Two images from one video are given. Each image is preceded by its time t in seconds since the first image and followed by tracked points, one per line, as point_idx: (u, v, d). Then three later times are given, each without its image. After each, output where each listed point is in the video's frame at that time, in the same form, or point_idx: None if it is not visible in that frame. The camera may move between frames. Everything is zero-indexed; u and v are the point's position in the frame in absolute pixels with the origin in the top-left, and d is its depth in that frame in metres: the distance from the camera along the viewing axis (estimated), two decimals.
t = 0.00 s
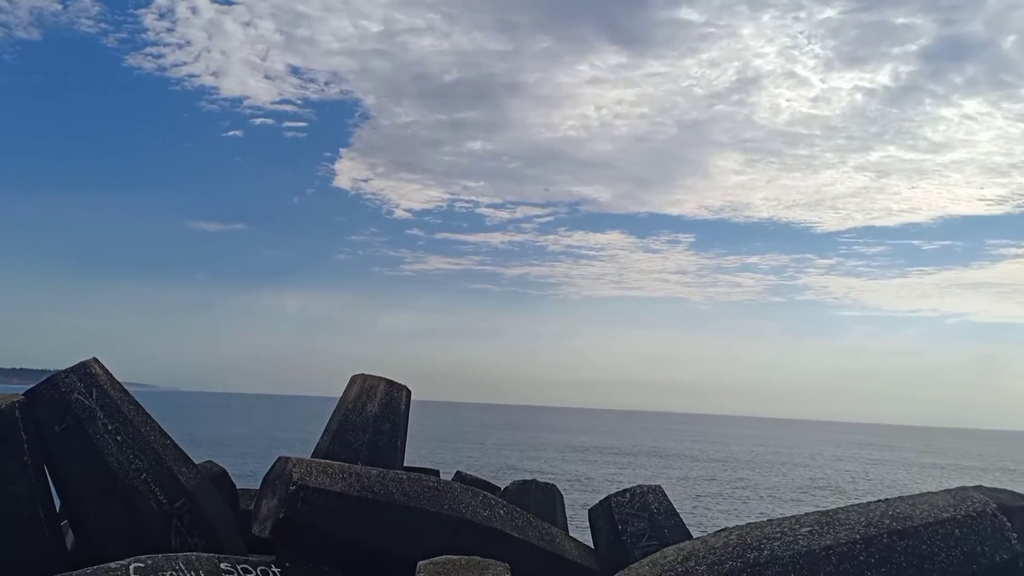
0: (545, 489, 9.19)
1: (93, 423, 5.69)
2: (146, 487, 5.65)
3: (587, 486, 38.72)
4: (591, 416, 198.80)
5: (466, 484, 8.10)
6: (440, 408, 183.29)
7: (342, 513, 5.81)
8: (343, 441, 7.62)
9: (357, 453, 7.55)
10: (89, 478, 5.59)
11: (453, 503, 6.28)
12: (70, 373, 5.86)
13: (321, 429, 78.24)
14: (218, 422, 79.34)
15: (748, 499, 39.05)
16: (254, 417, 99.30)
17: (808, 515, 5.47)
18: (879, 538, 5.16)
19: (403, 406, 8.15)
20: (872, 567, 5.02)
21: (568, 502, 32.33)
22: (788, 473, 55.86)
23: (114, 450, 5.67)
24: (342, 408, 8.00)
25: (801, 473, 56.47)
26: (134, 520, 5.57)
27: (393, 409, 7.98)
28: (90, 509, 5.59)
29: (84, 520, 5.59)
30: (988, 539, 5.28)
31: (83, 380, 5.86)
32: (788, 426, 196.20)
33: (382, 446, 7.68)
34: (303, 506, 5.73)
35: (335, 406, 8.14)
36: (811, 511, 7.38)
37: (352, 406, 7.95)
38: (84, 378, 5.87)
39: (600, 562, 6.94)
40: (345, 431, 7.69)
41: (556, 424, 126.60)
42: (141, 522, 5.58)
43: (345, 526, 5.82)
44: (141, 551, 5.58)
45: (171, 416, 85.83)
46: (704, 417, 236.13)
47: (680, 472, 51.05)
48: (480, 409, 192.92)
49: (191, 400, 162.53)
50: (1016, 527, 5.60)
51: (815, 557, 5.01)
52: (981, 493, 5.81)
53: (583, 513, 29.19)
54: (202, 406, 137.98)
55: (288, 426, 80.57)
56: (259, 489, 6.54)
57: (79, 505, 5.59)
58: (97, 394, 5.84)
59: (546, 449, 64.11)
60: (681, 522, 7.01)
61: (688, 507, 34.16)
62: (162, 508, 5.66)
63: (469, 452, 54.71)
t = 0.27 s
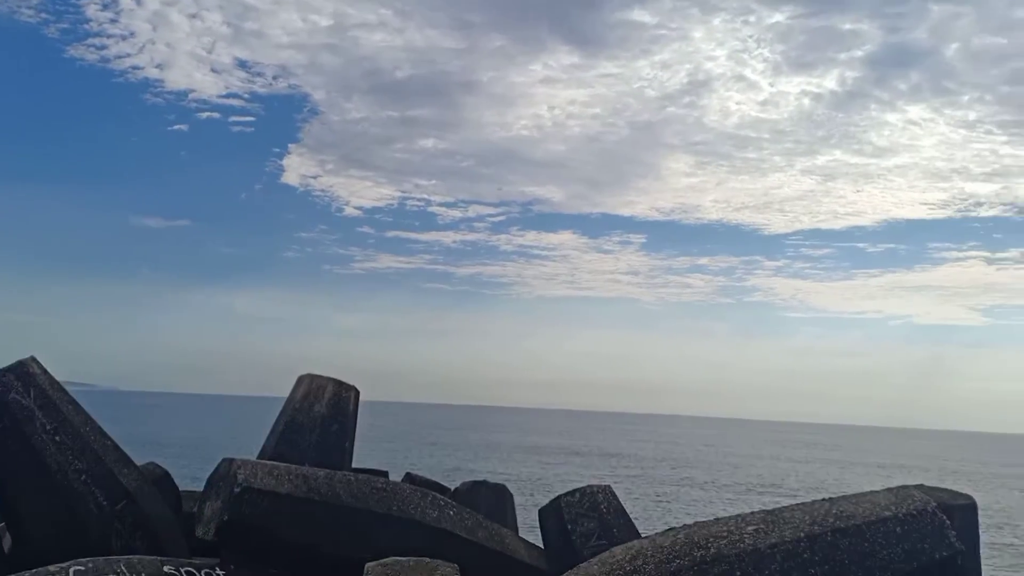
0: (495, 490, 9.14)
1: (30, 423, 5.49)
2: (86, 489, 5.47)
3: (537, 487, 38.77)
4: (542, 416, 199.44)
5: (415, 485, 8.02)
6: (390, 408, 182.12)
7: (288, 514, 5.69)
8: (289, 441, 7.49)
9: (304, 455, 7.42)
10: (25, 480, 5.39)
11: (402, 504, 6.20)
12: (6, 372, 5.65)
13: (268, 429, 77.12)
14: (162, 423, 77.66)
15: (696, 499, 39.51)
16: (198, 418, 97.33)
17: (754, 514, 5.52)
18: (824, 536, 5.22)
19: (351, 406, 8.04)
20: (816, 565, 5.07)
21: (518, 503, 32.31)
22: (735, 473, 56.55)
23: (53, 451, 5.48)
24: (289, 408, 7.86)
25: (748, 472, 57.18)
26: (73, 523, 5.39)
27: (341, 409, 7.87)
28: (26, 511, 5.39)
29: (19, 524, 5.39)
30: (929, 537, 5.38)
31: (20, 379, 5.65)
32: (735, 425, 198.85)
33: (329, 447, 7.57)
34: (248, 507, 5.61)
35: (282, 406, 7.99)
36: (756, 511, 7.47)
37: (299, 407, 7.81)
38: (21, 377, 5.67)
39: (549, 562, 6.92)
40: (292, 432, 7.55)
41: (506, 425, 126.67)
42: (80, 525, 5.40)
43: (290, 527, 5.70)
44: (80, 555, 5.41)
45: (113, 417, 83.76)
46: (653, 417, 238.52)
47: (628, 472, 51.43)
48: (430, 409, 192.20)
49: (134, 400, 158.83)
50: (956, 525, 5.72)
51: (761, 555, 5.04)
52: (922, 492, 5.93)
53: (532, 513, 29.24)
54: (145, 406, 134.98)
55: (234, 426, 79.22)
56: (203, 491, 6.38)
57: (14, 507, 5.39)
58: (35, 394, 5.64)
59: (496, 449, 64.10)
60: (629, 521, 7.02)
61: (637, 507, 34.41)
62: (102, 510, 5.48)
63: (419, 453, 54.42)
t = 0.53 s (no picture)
0: (456, 489, 9.18)
1: None
2: (39, 490, 5.42)
3: (499, 486, 38.79)
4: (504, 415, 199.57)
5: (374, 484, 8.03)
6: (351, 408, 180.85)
7: (245, 514, 5.69)
8: (248, 441, 7.47)
9: (263, 455, 7.41)
10: None
11: (361, 504, 6.23)
12: None
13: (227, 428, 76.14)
14: (118, 422, 76.25)
15: (656, 496, 39.88)
16: (152, 417, 95.62)
17: (710, 511, 5.65)
18: (777, 532, 5.36)
19: (311, 406, 8.02)
20: (770, 561, 5.21)
21: (480, 502, 32.32)
22: (692, 470, 57.09)
23: (5, 452, 5.41)
24: (248, 408, 7.83)
25: (706, 471, 57.84)
26: (26, 524, 5.34)
27: (300, 408, 7.85)
28: None
29: None
30: (878, 532, 5.55)
31: None
32: (694, 424, 200.65)
33: (289, 446, 7.56)
34: (206, 508, 5.60)
35: (241, 405, 7.95)
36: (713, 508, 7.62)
37: (258, 406, 7.78)
38: None
39: (509, 561, 6.99)
40: (251, 432, 7.53)
41: (467, 423, 126.54)
42: (32, 526, 5.35)
43: (248, 527, 5.70)
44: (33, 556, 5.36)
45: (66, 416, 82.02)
46: (614, 416, 239.99)
47: (589, 471, 51.70)
48: (391, 408, 191.22)
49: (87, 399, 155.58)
50: (905, 520, 5.90)
51: (716, 551, 5.16)
52: (872, 488, 6.11)
53: (494, 512, 29.24)
54: (99, 405, 132.33)
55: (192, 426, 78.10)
56: (159, 491, 6.34)
57: None
58: None
59: (457, 449, 64.03)
60: (588, 519, 7.12)
61: (598, 505, 34.61)
62: (55, 511, 5.44)
63: (380, 453, 54.15)
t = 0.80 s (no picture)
0: (424, 490, 9.16)
1: None
2: None
3: (467, 488, 38.75)
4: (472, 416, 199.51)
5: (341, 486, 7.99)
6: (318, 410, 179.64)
7: (211, 517, 5.62)
8: (214, 444, 7.38)
9: (229, 459, 7.33)
10: None
11: (329, 506, 6.19)
12: None
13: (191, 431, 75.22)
14: (79, 425, 74.97)
15: (622, 497, 40.11)
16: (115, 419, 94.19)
17: (677, 511, 5.69)
18: (743, 532, 5.41)
19: (278, 408, 7.95)
20: (736, 561, 5.25)
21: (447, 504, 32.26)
22: (659, 471, 57.50)
23: None
24: (213, 410, 7.74)
25: (673, 472, 58.29)
26: None
27: (267, 410, 7.78)
28: None
29: None
30: (842, 531, 5.63)
31: None
32: (661, 426, 202.03)
33: (255, 449, 7.49)
34: (171, 512, 5.53)
35: (206, 408, 7.85)
36: (680, 508, 7.68)
37: (224, 408, 7.70)
38: None
39: (478, 562, 6.99)
40: (217, 434, 7.45)
41: (435, 425, 126.27)
42: None
43: (214, 530, 5.64)
44: None
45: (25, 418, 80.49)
46: (582, 417, 240.92)
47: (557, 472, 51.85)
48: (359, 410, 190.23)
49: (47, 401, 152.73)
50: (869, 520, 5.99)
51: (684, 551, 5.20)
52: (837, 488, 6.19)
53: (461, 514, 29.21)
54: (60, 407, 129.95)
55: (155, 428, 77.07)
56: (124, 493, 6.25)
57: None
58: None
59: (424, 451, 63.85)
60: (557, 520, 7.14)
61: (566, 506, 34.71)
62: (15, 515, 5.34)
63: (346, 454, 53.83)
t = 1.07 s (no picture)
0: (401, 491, 9.14)
1: None
2: None
3: (445, 489, 38.71)
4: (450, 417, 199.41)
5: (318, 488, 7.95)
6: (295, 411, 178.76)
7: (185, 519, 5.57)
8: (188, 446, 7.32)
9: (205, 461, 7.28)
10: None
11: (305, 507, 6.16)
12: None
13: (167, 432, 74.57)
14: (52, 426, 74.11)
15: (600, 497, 40.27)
16: (89, 420, 93.19)
17: (654, 511, 5.72)
18: (719, 531, 5.44)
19: (254, 410, 7.90)
20: (712, 561, 5.29)
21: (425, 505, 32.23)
22: (636, 472, 57.77)
23: None
24: (188, 411, 7.68)
25: (649, 472, 58.61)
26: None
27: (242, 412, 7.73)
28: None
29: None
30: (817, 530, 5.68)
31: None
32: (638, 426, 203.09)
33: (230, 452, 7.43)
34: (144, 514, 5.47)
35: (181, 410, 7.78)
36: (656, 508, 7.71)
37: (200, 410, 7.64)
38: None
39: (455, 563, 6.98)
40: (192, 436, 7.38)
41: (412, 426, 126.08)
42: None
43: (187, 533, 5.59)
44: None
45: None
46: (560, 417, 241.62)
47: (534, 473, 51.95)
48: (336, 411, 189.52)
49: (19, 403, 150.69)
50: (843, 519, 6.05)
51: (660, 551, 5.23)
52: (811, 488, 6.24)
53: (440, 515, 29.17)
54: (33, 409, 128.29)
55: (130, 430, 76.30)
56: (97, 495, 6.18)
57: None
58: None
59: (402, 452, 63.72)
60: (535, 521, 7.14)
61: (544, 506, 34.79)
62: None
63: (323, 455, 53.60)
